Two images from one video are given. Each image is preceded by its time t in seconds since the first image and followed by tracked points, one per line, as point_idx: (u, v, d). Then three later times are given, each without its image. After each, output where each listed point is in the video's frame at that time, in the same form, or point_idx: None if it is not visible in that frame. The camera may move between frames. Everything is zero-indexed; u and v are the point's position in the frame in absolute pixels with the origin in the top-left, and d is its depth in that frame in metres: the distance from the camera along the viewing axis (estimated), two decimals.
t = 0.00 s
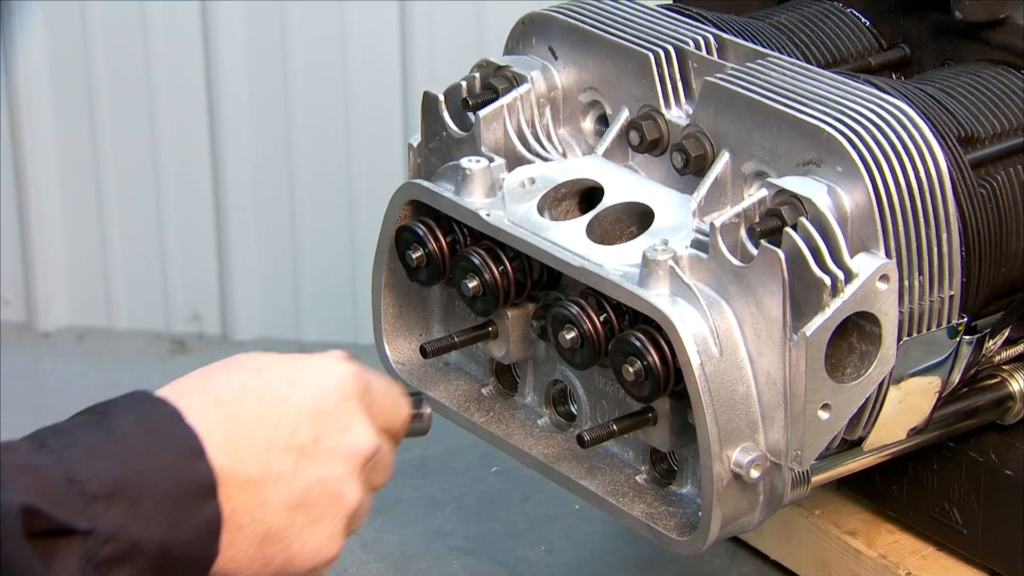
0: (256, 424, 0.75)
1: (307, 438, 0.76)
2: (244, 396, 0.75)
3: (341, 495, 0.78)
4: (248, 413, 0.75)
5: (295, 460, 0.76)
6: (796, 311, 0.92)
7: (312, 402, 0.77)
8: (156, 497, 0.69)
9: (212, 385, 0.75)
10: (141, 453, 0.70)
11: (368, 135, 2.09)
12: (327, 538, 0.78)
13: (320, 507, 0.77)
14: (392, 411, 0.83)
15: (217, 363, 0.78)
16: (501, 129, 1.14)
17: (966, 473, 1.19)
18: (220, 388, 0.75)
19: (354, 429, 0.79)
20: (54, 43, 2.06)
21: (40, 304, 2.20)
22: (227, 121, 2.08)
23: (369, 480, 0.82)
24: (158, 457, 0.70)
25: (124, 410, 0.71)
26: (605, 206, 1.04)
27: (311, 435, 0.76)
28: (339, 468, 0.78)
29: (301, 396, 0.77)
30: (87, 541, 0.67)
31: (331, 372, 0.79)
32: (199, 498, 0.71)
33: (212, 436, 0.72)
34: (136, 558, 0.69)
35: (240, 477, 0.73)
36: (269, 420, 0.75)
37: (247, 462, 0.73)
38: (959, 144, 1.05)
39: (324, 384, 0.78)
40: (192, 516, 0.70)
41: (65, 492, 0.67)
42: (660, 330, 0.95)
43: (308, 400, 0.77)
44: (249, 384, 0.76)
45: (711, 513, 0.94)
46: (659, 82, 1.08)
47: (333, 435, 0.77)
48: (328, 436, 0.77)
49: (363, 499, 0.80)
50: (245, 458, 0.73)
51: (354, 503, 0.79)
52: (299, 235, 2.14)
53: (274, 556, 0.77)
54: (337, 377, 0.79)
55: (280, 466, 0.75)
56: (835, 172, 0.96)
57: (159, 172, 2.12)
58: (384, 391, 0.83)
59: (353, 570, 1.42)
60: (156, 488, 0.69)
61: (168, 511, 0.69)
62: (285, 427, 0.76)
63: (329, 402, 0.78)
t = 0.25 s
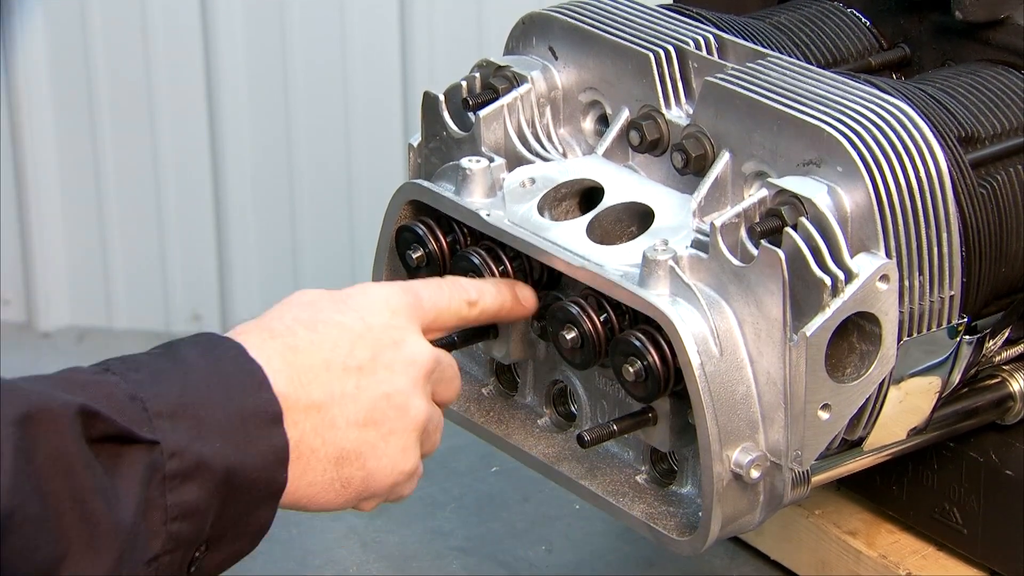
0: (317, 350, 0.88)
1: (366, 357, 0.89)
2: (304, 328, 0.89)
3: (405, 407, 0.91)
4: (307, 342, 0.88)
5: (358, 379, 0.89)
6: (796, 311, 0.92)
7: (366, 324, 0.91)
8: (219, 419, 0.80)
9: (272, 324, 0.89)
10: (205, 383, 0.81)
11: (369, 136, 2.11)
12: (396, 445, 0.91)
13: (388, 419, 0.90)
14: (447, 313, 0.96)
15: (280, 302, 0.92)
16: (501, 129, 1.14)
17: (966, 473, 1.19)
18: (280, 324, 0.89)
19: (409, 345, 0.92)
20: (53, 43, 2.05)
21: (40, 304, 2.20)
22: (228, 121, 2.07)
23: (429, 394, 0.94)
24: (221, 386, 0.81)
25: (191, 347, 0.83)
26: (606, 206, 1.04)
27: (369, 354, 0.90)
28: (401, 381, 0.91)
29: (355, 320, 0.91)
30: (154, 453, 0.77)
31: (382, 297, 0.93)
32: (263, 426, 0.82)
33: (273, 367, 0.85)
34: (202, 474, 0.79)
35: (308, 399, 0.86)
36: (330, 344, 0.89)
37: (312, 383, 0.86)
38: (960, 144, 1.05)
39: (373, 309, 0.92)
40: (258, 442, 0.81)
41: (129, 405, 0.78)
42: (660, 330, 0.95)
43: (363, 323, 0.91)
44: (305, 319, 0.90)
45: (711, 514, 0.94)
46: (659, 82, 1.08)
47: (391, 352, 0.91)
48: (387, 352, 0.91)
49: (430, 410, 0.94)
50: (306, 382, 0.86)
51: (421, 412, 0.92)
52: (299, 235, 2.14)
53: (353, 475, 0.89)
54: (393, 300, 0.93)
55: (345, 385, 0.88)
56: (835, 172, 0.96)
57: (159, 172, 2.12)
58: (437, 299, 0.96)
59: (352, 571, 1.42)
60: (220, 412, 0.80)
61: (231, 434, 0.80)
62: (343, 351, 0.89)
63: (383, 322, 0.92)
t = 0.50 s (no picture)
0: (333, 359, 0.92)
1: (382, 369, 0.93)
2: (324, 337, 0.94)
3: (419, 421, 0.95)
4: (325, 351, 0.92)
5: (372, 390, 0.93)
6: (796, 311, 0.92)
7: (383, 337, 0.94)
8: (231, 419, 0.85)
9: (295, 332, 0.94)
10: (218, 383, 0.86)
11: (369, 135, 2.10)
12: (408, 458, 0.95)
13: (402, 431, 0.94)
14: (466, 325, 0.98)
15: (310, 309, 0.97)
16: (501, 129, 1.14)
17: (967, 473, 1.19)
18: (303, 331, 0.94)
19: (424, 359, 0.95)
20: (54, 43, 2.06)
21: (40, 304, 2.19)
22: (228, 121, 2.08)
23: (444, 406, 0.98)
24: (235, 385, 0.86)
25: (205, 349, 0.88)
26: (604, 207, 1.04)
27: (386, 365, 0.94)
28: (414, 394, 0.94)
29: (373, 332, 0.94)
30: (164, 452, 0.82)
31: (399, 310, 0.96)
32: (275, 429, 0.86)
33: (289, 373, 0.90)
34: (211, 475, 0.84)
35: (320, 408, 0.90)
36: (347, 353, 0.93)
37: (323, 390, 0.91)
38: (960, 144, 1.05)
39: (392, 321, 0.95)
40: (269, 445, 0.86)
41: (140, 404, 0.82)
42: (660, 330, 0.95)
43: (380, 335, 0.94)
44: (329, 328, 0.94)
45: (711, 513, 0.93)
46: (660, 82, 1.08)
47: (406, 365, 0.94)
48: (401, 364, 0.94)
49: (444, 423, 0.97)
50: (321, 390, 0.91)
51: (434, 427, 0.96)
52: (300, 236, 2.14)
53: (364, 485, 0.93)
54: (411, 312, 0.96)
55: (357, 395, 0.92)
56: (835, 172, 0.96)
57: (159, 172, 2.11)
58: (451, 317, 0.98)
59: (353, 570, 1.42)
60: (232, 413, 0.85)
61: (243, 437, 0.85)
62: (359, 361, 0.93)
63: (400, 335, 0.95)
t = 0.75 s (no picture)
0: (323, 290, 0.80)
1: (375, 292, 0.82)
2: (307, 268, 0.82)
3: (426, 336, 0.83)
4: (309, 284, 0.81)
5: (368, 315, 0.81)
6: (796, 311, 0.92)
7: (371, 256, 0.83)
8: (233, 371, 0.75)
9: (281, 269, 0.82)
10: (219, 337, 0.76)
11: (369, 136, 2.14)
12: (421, 375, 0.84)
13: (408, 350, 0.83)
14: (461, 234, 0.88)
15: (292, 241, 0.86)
16: (501, 129, 1.14)
17: (967, 473, 1.19)
18: (283, 268, 0.82)
19: (420, 270, 0.84)
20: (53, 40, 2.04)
21: (40, 304, 2.21)
22: (228, 121, 2.09)
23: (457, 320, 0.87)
24: (231, 339, 0.76)
25: (205, 305, 0.78)
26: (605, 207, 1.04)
27: (379, 286, 0.82)
28: (414, 309, 0.83)
29: (359, 255, 0.83)
30: (166, 413, 0.73)
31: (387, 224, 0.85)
32: (275, 378, 0.76)
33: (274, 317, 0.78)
34: (219, 432, 0.74)
35: (314, 345, 0.79)
36: (336, 282, 0.81)
37: (317, 328, 0.79)
38: (960, 144, 1.05)
39: (380, 238, 0.84)
40: (272, 396, 0.75)
41: (141, 365, 0.73)
42: (660, 330, 0.95)
43: (367, 254, 0.83)
44: (311, 255, 0.83)
45: (711, 513, 0.93)
46: (659, 82, 1.08)
47: (401, 281, 0.83)
48: (399, 283, 0.83)
49: (455, 331, 0.86)
50: (310, 325, 0.79)
51: (443, 335, 0.85)
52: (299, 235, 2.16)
53: (380, 412, 0.83)
54: (404, 225, 0.85)
55: (356, 324, 0.81)
56: (835, 172, 0.96)
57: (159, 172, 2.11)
58: (448, 222, 0.87)
59: (353, 570, 1.42)
60: (235, 367, 0.75)
61: (245, 389, 0.75)
62: (350, 288, 0.81)
63: (390, 252, 0.84)
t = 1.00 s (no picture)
0: (409, 220, 0.84)
1: (459, 226, 0.86)
2: (393, 198, 0.85)
3: (504, 272, 0.87)
4: (397, 213, 0.84)
5: (451, 248, 0.85)
6: (796, 311, 0.92)
7: (457, 189, 0.86)
8: (303, 292, 0.78)
9: (365, 197, 0.85)
10: (284, 262, 0.79)
11: (368, 136, 2.20)
12: (497, 309, 0.87)
13: (489, 286, 0.86)
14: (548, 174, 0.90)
15: (380, 167, 0.89)
16: (501, 129, 1.14)
17: (967, 473, 1.20)
18: (371, 195, 0.86)
19: (503, 209, 0.87)
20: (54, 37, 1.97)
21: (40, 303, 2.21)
22: (228, 121, 2.11)
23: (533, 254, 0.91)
24: (302, 263, 0.79)
25: (275, 227, 0.82)
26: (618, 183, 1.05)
27: (463, 221, 0.86)
28: (496, 246, 0.86)
29: (446, 187, 0.86)
30: (236, 328, 0.77)
31: (474, 158, 0.88)
32: (347, 300, 0.79)
33: (361, 244, 0.82)
34: (288, 349, 0.78)
35: (398, 273, 0.82)
36: (421, 213, 0.85)
37: (401, 257, 0.83)
38: (960, 144, 1.05)
39: (466, 171, 0.87)
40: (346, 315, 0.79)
41: (209, 282, 0.77)
42: (660, 330, 0.96)
43: (454, 189, 0.86)
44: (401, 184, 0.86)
45: (711, 513, 0.93)
46: (659, 82, 1.08)
47: (484, 217, 0.86)
48: (481, 218, 0.86)
49: (533, 269, 0.90)
50: (394, 254, 0.83)
51: (521, 273, 0.88)
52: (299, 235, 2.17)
53: (454, 343, 0.87)
54: (490, 159, 0.88)
55: (438, 255, 0.84)
56: (835, 173, 0.96)
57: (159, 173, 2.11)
58: (533, 161, 0.89)
59: (353, 570, 1.42)
60: (303, 288, 0.78)
61: (315, 310, 0.78)
62: (435, 220, 0.85)
63: (476, 186, 0.87)
